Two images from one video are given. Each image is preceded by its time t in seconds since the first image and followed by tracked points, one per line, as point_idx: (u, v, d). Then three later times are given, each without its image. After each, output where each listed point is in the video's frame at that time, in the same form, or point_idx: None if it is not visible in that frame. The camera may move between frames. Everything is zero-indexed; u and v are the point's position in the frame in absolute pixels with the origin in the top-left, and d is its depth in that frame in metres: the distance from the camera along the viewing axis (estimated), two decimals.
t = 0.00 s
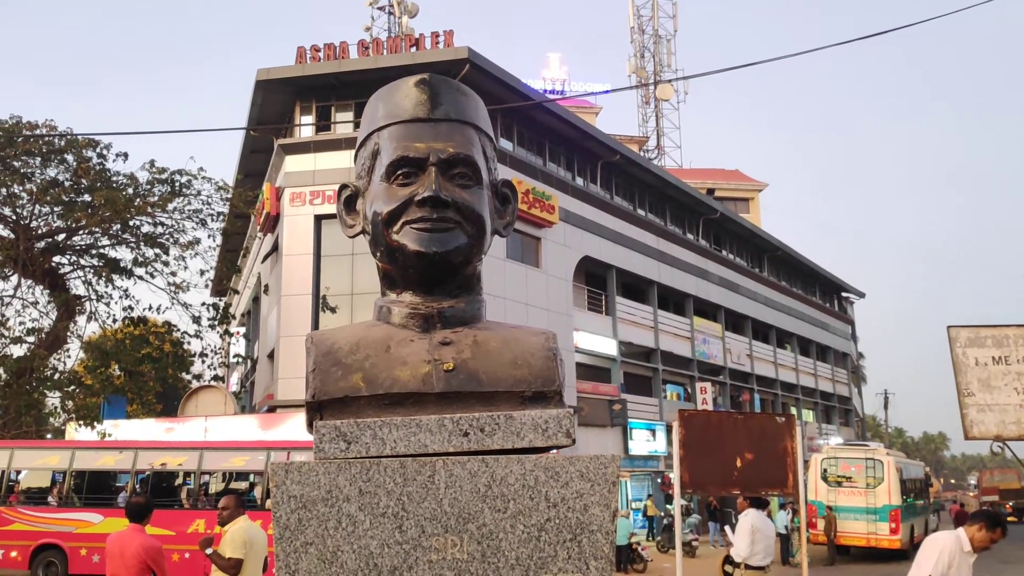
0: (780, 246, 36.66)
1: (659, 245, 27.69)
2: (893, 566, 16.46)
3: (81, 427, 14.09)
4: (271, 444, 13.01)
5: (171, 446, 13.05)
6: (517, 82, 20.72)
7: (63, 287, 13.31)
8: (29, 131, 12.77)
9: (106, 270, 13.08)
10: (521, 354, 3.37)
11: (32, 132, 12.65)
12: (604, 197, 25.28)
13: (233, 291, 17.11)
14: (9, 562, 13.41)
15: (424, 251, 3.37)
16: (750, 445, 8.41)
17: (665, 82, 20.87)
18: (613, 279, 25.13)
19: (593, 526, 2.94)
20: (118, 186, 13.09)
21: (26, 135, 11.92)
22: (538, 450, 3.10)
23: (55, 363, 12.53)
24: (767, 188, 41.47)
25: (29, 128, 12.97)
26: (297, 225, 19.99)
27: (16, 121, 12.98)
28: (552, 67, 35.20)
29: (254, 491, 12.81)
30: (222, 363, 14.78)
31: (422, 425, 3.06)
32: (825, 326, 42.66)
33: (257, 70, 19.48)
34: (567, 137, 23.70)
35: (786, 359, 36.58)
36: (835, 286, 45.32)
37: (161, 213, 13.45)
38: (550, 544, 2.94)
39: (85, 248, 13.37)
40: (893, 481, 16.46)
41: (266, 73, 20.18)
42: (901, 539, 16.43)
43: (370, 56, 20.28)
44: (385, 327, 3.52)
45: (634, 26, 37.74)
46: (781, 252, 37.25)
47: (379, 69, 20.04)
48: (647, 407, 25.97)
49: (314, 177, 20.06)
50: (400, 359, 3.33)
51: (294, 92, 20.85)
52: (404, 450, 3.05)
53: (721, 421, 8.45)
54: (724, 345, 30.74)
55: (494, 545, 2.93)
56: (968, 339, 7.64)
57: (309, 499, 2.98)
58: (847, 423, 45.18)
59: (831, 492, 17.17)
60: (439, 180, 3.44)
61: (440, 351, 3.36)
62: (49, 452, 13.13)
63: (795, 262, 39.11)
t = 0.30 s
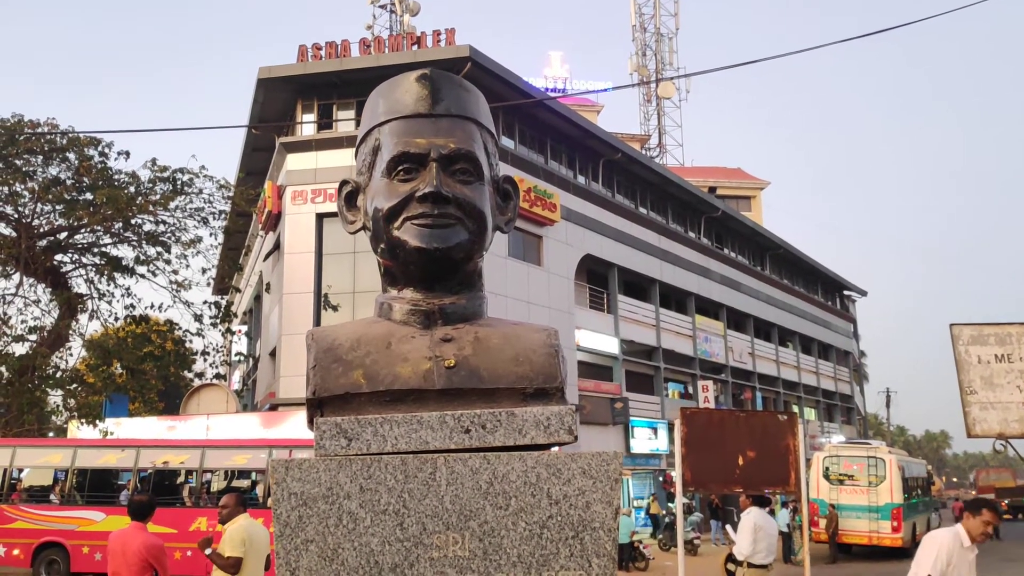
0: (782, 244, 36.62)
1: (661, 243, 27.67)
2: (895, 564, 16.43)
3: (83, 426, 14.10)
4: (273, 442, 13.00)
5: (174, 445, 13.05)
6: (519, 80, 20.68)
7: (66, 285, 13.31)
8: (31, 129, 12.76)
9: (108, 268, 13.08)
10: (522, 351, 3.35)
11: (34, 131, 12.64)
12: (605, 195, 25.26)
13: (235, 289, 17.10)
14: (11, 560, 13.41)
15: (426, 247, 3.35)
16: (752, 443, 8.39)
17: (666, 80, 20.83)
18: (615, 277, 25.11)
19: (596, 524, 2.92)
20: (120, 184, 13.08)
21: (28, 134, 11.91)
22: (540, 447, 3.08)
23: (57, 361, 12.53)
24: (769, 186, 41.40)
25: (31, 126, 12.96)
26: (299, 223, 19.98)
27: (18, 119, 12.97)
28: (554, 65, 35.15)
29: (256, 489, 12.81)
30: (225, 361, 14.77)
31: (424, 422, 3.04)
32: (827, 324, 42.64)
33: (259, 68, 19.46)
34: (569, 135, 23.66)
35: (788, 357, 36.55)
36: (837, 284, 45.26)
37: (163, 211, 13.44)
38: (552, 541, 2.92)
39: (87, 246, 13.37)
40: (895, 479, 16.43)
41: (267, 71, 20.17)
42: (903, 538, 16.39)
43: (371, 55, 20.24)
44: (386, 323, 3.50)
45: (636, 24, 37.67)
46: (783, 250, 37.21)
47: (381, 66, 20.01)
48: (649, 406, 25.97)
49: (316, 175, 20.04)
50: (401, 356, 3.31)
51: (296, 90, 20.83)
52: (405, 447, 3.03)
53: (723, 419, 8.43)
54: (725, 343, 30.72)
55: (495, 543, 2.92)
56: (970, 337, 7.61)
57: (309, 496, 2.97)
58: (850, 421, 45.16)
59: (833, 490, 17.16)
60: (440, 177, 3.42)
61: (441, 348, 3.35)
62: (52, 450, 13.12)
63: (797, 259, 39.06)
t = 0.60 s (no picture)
0: (782, 244, 36.63)
1: (661, 243, 27.66)
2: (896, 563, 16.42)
3: (83, 425, 14.09)
4: (273, 442, 12.98)
5: (174, 444, 13.05)
6: (519, 80, 20.67)
7: (66, 284, 13.32)
8: (31, 129, 12.74)
9: (108, 268, 13.07)
10: (524, 350, 3.33)
11: (34, 130, 12.62)
12: (605, 194, 25.25)
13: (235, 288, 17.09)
14: (11, 560, 13.38)
15: (427, 246, 3.34)
16: (753, 442, 8.37)
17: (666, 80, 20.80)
18: (615, 276, 25.10)
19: (598, 524, 2.91)
20: (120, 184, 13.08)
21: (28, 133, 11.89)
22: (542, 447, 3.06)
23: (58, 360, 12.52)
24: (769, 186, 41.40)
25: (31, 126, 12.94)
26: (299, 223, 19.97)
27: (19, 118, 12.96)
28: (554, 65, 35.15)
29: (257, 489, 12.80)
30: (225, 361, 14.77)
31: (425, 422, 3.02)
32: (827, 324, 42.63)
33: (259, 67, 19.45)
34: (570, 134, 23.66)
35: (788, 357, 36.54)
36: (837, 284, 45.26)
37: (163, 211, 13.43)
38: (554, 541, 2.90)
39: (87, 246, 13.36)
40: (896, 479, 16.41)
41: (268, 70, 20.16)
42: (903, 537, 16.38)
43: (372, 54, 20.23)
44: (387, 322, 3.49)
45: (636, 24, 37.66)
46: (783, 250, 37.22)
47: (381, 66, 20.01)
48: (650, 405, 25.97)
49: (316, 174, 20.03)
50: (402, 354, 3.30)
51: (296, 89, 20.82)
52: (406, 447, 3.02)
53: (723, 419, 8.40)
54: (726, 342, 30.71)
55: (496, 543, 2.90)
56: (971, 336, 7.59)
57: (310, 496, 2.95)
58: (850, 420, 45.16)
59: (833, 490, 17.14)
60: (441, 175, 3.41)
61: (442, 347, 3.33)
62: (52, 450, 13.10)
63: (797, 259, 39.07)
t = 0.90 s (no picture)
0: (782, 244, 36.64)
1: (661, 243, 27.66)
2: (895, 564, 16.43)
3: (83, 426, 14.09)
4: (273, 443, 12.99)
5: (174, 445, 13.05)
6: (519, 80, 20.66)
7: (66, 285, 13.31)
8: (32, 129, 12.74)
9: (109, 269, 13.06)
10: (523, 352, 3.34)
11: (34, 130, 12.62)
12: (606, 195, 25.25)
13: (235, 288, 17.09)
14: (11, 560, 13.38)
15: (426, 248, 3.34)
16: (752, 442, 8.38)
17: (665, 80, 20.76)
18: (615, 277, 25.11)
19: (597, 526, 2.91)
20: (120, 184, 13.07)
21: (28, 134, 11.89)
22: (541, 449, 3.06)
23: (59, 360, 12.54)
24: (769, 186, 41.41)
25: (31, 126, 12.94)
26: (299, 223, 19.96)
27: (19, 119, 12.96)
28: (554, 65, 35.14)
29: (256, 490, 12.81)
30: (225, 362, 14.76)
31: (424, 424, 3.03)
32: (827, 324, 42.64)
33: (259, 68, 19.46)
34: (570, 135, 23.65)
35: (788, 357, 36.54)
36: (837, 284, 45.26)
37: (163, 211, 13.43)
38: (552, 544, 2.90)
39: (87, 246, 13.35)
40: (896, 479, 16.41)
41: (268, 71, 20.15)
42: (903, 538, 16.39)
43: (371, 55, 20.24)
44: (386, 324, 3.49)
45: (635, 24, 37.65)
46: (783, 250, 37.21)
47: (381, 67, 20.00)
48: (650, 406, 25.98)
49: (316, 175, 20.02)
50: (400, 357, 3.30)
51: (296, 90, 20.82)
52: (405, 449, 3.02)
53: (722, 420, 8.40)
54: (726, 343, 30.70)
55: (495, 545, 2.90)
56: (971, 337, 7.58)
57: (309, 499, 2.95)
58: (850, 421, 45.18)
59: (833, 490, 17.13)
60: (441, 177, 3.41)
61: (441, 349, 3.33)
62: (52, 450, 13.11)
63: (797, 260, 39.10)
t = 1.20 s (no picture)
0: (782, 244, 36.64)
1: (661, 243, 27.66)
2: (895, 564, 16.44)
3: (83, 426, 14.10)
4: (272, 443, 12.99)
5: (174, 445, 13.05)
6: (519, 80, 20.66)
7: (66, 285, 13.31)
8: (31, 129, 12.74)
9: (108, 269, 13.06)
10: (520, 353, 3.34)
11: (34, 130, 12.62)
12: (606, 195, 25.25)
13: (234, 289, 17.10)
14: (10, 560, 13.38)
15: (423, 249, 3.34)
16: (751, 443, 8.38)
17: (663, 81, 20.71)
18: (615, 277, 25.11)
19: (594, 527, 2.91)
20: (120, 184, 13.07)
21: (28, 133, 11.89)
22: (538, 451, 3.07)
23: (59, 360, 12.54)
24: (769, 186, 41.41)
25: (31, 126, 12.95)
26: (299, 223, 19.96)
27: (18, 119, 12.96)
28: (554, 65, 35.15)
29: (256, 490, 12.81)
30: (225, 362, 14.76)
31: (421, 425, 3.03)
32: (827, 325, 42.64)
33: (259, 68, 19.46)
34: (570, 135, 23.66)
35: (788, 358, 36.54)
36: (837, 284, 45.27)
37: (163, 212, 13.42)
38: (549, 545, 2.91)
39: (87, 246, 13.35)
40: (895, 479, 16.41)
41: (267, 71, 20.15)
42: (903, 538, 16.41)
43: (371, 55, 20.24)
44: (384, 326, 3.49)
45: (635, 24, 37.64)
46: (783, 250, 37.22)
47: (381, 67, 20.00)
48: (649, 406, 25.99)
49: (315, 175, 20.03)
50: (398, 358, 3.30)
51: (296, 90, 20.82)
52: (402, 450, 3.02)
53: (721, 420, 8.40)
54: (725, 343, 30.69)
55: (492, 546, 2.90)
56: (971, 338, 7.57)
57: (307, 500, 2.96)
58: (850, 421, 45.19)
59: (833, 490, 17.12)
60: (438, 178, 3.41)
61: (439, 350, 3.33)
62: (52, 450, 13.10)
63: (797, 260, 39.12)
